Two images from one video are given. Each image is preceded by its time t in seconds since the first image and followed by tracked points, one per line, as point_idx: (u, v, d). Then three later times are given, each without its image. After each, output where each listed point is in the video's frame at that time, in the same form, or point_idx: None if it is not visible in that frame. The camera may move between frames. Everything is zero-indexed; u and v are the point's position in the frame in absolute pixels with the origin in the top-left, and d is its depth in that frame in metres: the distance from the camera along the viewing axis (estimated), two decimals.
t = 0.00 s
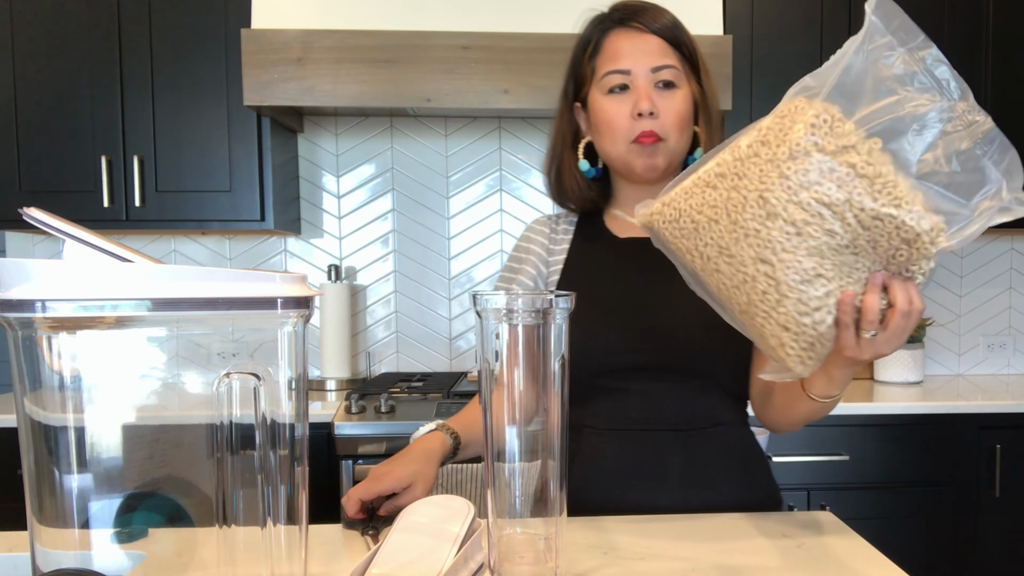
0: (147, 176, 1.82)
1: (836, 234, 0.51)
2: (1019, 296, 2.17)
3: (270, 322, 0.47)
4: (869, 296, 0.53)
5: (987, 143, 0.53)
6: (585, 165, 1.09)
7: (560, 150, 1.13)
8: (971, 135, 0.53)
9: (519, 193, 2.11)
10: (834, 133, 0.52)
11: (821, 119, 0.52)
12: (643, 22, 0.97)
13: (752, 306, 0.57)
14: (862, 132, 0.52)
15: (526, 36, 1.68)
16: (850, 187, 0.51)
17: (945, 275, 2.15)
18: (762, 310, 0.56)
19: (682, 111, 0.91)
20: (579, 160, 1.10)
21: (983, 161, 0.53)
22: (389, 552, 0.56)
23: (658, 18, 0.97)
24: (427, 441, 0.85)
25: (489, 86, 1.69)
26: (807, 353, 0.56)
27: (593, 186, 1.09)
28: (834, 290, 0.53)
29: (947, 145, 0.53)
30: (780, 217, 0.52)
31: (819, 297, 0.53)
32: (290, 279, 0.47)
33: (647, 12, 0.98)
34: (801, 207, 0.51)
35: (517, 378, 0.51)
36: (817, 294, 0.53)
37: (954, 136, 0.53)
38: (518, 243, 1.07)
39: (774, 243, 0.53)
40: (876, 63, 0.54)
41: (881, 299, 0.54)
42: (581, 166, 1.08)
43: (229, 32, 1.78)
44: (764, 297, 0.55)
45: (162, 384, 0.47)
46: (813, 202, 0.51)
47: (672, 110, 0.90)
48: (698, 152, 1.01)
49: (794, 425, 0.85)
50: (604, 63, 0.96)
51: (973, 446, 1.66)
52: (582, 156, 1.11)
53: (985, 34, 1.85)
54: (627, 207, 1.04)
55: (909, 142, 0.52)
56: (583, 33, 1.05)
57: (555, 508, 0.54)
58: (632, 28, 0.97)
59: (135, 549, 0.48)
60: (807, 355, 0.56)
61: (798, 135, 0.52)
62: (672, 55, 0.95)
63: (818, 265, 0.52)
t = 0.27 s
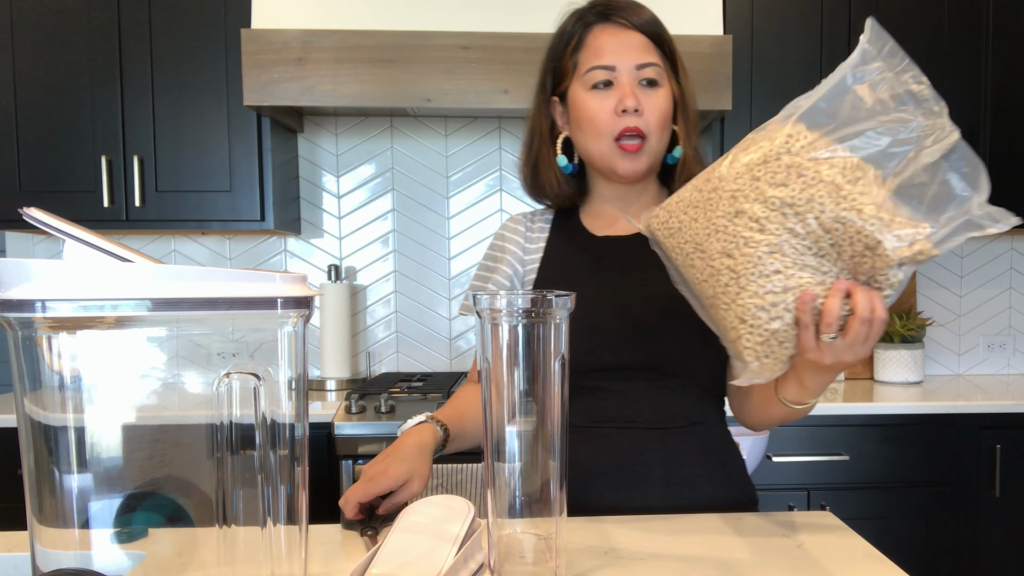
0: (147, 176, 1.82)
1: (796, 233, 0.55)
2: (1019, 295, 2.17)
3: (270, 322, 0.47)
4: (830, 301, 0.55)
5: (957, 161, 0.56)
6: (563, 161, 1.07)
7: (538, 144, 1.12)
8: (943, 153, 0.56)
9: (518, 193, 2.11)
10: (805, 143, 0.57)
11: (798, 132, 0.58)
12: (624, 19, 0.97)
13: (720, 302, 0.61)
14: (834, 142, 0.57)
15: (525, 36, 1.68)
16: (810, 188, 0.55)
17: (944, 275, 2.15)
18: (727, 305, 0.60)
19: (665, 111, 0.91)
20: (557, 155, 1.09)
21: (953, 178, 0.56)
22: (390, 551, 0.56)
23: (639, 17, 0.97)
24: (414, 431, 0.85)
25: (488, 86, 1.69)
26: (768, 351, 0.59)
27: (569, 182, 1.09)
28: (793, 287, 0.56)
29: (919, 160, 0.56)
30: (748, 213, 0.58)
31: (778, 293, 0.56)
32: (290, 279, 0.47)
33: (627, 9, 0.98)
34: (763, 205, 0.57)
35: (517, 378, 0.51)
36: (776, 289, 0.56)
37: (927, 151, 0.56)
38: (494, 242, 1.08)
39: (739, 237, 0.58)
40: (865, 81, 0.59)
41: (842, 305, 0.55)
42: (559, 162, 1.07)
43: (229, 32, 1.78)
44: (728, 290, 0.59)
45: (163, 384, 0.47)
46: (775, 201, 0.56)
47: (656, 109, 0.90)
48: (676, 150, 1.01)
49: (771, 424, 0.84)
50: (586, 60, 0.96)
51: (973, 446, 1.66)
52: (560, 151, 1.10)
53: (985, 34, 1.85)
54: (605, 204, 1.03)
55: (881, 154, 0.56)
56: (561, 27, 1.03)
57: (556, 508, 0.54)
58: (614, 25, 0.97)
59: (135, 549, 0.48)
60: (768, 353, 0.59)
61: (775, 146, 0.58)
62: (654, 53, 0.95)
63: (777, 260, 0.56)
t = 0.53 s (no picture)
0: (147, 176, 1.82)
1: (748, 232, 0.59)
2: (1019, 296, 2.17)
3: (270, 322, 0.47)
4: (781, 298, 0.57)
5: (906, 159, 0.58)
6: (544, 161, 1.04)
7: (518, 143, 1.09)
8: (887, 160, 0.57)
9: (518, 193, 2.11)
10: (763, 152, 0.61)
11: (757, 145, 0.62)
12: (606, 19, 0.96)
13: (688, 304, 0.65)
14: (790, 151, 0.60)
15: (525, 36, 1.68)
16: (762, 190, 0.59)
17: (945, 275, 2.15)
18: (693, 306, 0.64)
19: (649, 111, 0.92)
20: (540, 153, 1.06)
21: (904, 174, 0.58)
22: (389, 551, 0.56)
23: (620, 17, 0.97)
24: (408, 429, 0.84)
25: (489, 86, 1.69)
26: (728, 348, 0.61)
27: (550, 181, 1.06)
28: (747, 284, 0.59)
29: (874, 161, 0.57)
30: (707, 222, 0.63)
31: (733, 290, 0.60)
32: (290, 279, 0.47)
33: (609, 9, 0.97)
34: (721, 210, 0.62)
35: (516, 378, 0.51)
36: (732, 286, 0.60)
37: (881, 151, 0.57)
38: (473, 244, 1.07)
39: (702, 240, 0.63)
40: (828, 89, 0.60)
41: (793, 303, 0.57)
42: (542, 161, 1.05)
43: (229, 32, 1.78)
44: (694, 292, 0.63)
45: (163, 384, 0.47)
46: (731, 205, 0.61)
47: (641, 110, 0.90)
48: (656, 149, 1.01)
49: (751, 421, 0.83)
50: (571, 59, 0.95)
51: (972, 446, 1.66)
52: (542, 151, 1.06)
53: (985, 34, 1.86)
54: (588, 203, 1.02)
55: (831, 159, 0.58)
56: (539, 26, 1.01)
57: (555, 507, 0.54)
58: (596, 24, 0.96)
59: (135, 549, 0.48)
60: (729, 351, 0.61)
61: (737, 160, 0.63)
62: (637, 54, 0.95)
63: (732, 259, 0.60)
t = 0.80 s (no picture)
0: (147, 176, 1.82)
1: (682, 238, 0.58)
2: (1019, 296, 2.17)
3: (270, 322, 0.47)
4: (694, 305, 0.57)
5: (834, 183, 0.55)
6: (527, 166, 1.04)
7: (501, 150, 1.09)
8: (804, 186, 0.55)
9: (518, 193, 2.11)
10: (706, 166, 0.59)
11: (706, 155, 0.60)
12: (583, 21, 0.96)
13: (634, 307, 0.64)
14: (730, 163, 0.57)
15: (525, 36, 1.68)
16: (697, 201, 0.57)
17: (944, 275, 2.15)
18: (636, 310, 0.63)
19: (632, 113, 0.91)
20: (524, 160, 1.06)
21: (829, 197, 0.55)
22: (390, 551, 0.56)
23: (596, 18, 0.96)
24: (404, 429, 0.84)
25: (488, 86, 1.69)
26: (661, 355, 0.60)
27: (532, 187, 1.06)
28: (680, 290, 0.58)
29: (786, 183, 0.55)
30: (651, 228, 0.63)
31: (667, 295, 0.59)
32: (290, 279, 0.47)
33: (585, 11, 0.97)
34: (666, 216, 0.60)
35: (516, 379, 0.51)
36: (667, 291, 0.59)
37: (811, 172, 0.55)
38: (459, 250, 1.06)
39: (647, 245, 0.62)
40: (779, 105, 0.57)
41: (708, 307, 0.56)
42: (525, 167, 1.05)
43: (230, 32, 1.78)
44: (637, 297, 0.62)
45: (163, 384, 0.47)
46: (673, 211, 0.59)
47: (624, 112, 0.89)
48: (639, 149, 1.01)
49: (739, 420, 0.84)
50: (549, 63, 0.94)
51: (972, 446, 1.66)
52: (524, 157, 1.07)
53: (985, 33, 1.86)
54: (573, 208, 1.02)
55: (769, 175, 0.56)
56: (518, 32, 1.01)
57: (555, 508, 0.54)
58: (574, 26, 0.95)
59: (135, 549, 0.48)
60: (663, 358, 0.60)
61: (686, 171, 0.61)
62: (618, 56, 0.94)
63: (669, 265, 0.59)
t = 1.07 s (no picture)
0: (147, 176, 1.82)
1: (658, 243, 0.61)
2: (1019, 295, 2.17)
3: (270, 322, 0.47)
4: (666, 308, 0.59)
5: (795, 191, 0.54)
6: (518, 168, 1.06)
7: (493, 153, 1.10)
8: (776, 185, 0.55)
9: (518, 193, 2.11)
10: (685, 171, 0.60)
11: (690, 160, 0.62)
12: (572, 20, 0.95)
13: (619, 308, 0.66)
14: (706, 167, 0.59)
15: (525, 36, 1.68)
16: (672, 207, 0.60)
17: (944, 275, 2.15)
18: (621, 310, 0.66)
19: (621, 115, 0.90)
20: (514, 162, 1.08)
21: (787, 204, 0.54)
22: (390, 551, 0.56)
23: (587, 17, 0.95)
24: (401, 429, 0.84)
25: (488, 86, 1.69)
26: (640, 356, 0.63)
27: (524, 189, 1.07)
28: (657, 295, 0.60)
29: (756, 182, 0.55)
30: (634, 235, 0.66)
31: (645, 298, 0.62)
32: (290, 279, 0.47)
33: (575, 10, 0.95)
34: (649, 220, 0.63)
35: (516, 378, 0.51)
36: (646, 294, 0.62)
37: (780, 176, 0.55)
38: (455, 250, 1.06)
39: (631, 248, 0.65)
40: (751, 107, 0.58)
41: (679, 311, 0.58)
42: (516, 169, 1.06)
43: (230, 32, 1.77)
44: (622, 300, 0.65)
45: (162, 385, 0.47)
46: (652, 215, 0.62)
47: (613, 114, 0.89)
48: (631, 148, 1.01)
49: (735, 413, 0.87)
50: (539, 66, 0.94)
51: (972, 446, 1.66)
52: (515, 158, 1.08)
53: (984, 34, 1.86)
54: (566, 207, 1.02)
55: (739, 176, 0.56)
56: (509, 33, 1.01)
57: (555, 508, 0.54)
58: (563, 25, 0.95)
59: (135, 550, 0.48)
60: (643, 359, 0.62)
61: (668, 174, 0.63)
62: (607, 56, 0.93)
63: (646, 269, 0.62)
